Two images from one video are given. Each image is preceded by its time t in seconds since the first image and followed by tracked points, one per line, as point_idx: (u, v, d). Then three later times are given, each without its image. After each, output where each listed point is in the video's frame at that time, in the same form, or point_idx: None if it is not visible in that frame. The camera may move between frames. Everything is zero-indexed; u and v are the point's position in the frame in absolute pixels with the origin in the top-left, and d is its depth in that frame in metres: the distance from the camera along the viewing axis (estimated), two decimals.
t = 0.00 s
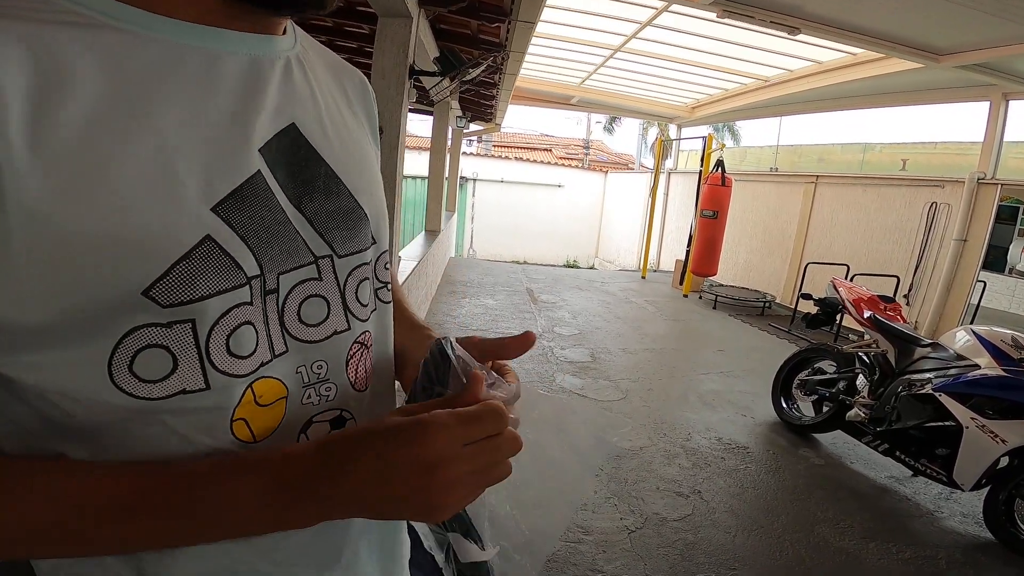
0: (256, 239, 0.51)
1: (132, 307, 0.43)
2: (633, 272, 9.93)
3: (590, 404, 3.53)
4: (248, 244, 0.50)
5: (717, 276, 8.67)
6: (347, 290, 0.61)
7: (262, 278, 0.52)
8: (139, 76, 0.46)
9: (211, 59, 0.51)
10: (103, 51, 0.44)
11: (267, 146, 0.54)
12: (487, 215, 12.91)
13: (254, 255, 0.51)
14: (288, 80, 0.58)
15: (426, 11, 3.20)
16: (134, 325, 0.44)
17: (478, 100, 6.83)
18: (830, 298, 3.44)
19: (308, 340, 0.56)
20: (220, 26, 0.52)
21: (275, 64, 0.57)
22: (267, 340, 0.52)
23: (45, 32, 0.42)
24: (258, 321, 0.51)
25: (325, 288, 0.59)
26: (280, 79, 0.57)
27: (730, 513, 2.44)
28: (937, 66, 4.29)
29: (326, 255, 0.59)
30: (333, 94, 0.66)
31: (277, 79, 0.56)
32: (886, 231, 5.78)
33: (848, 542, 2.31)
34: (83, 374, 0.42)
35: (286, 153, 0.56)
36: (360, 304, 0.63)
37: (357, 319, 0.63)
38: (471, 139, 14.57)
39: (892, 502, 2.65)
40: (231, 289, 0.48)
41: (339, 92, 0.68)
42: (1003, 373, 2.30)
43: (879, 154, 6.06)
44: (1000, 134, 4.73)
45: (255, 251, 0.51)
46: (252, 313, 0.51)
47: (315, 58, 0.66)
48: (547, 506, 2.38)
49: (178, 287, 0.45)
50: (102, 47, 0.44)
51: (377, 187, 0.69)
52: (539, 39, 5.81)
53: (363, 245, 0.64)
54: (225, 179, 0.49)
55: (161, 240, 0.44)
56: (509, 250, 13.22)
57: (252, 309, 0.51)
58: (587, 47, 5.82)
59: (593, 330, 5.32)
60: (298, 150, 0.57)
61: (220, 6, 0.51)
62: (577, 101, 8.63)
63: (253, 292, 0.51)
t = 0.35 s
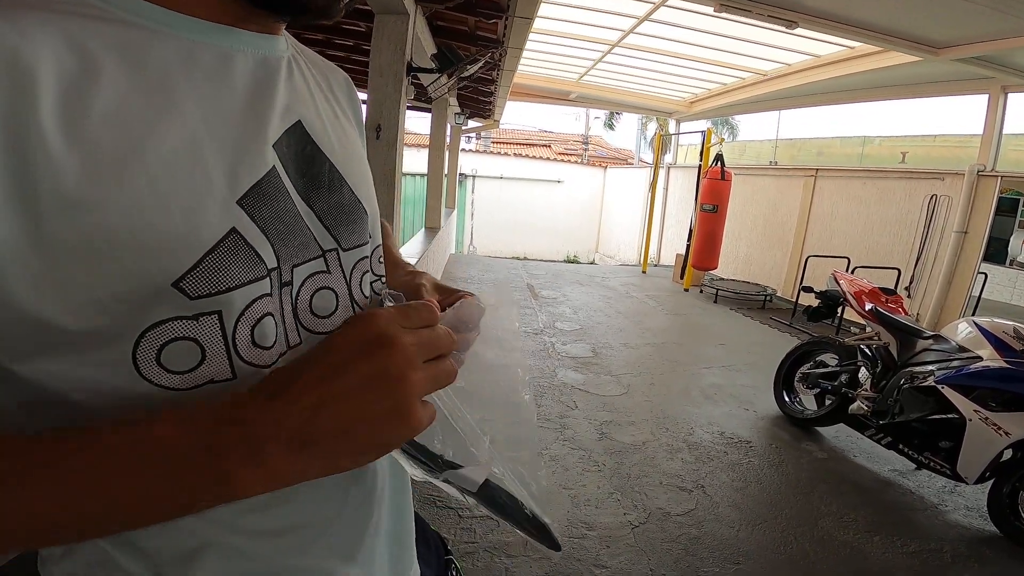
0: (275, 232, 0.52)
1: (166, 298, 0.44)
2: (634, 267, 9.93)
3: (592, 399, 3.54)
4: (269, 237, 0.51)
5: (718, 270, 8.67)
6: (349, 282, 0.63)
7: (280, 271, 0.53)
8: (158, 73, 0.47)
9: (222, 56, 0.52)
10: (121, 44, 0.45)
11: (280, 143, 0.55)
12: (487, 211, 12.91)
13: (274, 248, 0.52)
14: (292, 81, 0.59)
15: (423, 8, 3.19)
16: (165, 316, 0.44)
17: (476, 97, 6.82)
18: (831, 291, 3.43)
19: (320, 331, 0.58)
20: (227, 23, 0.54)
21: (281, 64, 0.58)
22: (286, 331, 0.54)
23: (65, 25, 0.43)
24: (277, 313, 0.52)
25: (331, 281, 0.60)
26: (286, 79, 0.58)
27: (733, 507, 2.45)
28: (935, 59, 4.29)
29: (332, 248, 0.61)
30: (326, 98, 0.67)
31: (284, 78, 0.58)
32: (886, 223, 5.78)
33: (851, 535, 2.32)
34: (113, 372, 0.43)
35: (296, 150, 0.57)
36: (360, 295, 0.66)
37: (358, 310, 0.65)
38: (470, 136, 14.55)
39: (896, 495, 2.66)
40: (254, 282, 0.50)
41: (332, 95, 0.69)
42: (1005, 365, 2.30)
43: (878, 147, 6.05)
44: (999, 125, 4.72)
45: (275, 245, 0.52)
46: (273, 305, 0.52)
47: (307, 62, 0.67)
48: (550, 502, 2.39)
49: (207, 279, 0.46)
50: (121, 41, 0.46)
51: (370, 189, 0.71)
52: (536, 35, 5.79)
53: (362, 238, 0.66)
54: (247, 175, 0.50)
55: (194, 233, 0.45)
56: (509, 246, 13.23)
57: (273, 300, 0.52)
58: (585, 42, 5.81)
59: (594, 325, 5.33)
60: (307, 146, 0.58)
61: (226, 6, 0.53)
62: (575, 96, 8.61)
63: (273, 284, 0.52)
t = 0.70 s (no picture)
0: (286, 234, 0.52)
1: (169, 297, 0.44)
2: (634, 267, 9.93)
3: (591, 399, 3.54)
4: (280, 239, 0.52)
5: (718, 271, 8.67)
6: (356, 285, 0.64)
7: (290, 273, 0.53)
8: (171, 66, 0.47)
9: (234, 50, 0.52)
10: (133, 33, 0.45)
11: (292, 142, 0.55)
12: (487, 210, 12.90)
13: (282, 249, 0.52)
14: (303, 78, 0.59)
15: (426, 6, 3.18)
16: (168, 315, 0.44)
17: (478, 95, 6.81)
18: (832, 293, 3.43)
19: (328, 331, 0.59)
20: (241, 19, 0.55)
21: (291, 60, 0.58)
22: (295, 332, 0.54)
23: (74, 14, 0.43)
24: (285, 315, 0.53)
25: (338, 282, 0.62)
26: (298, 76, 0.58)
27: (731, 508, 2.46)
28: (938, 62, 4.28)
29: (341, 250, 0.61)
30: (341, 100, 0.67)
31: (295, 74, 0.58)
32: (887, 226, 5.77)
33: (849, 537, 2.32)
34: (116, 364, 0.43)
35: (308, 149, 0.57)
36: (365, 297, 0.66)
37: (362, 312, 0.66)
38: (471, 135, 14.54)
39: (893, 498, 2.66)
40: (262, 284, 0.50)
41: (345, 94, 0.69)
42: (1004, 369, 2.30)
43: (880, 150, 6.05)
44: (1001, 130, 4.72)
45: (283, 245, 0.52)
46: (281, 307, 0.52)
47: (321, 61, 0.67)
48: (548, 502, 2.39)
49: (214, 279, 0.46)
50: (132, 28, 0.46)
51: (378, 187, 0.71)
52: (539, 34, 5.78)
53: (369, 240, 0.67)
54: (256, 172, 0.50)
55: (199, 229, 0.45)
56: (510, 246, 13.23)
57: (281, 302, 0.52)
58: (587, 42, 5.80)
59: (594, 325, 5.33)
60: (318, 145, 0.58)
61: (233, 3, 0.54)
62: (577, 96, 8.61)
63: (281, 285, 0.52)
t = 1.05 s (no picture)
0: (293, 240, 0.53)
1: (177, 304, 0.44)
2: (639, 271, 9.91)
3: (594, 403, 3.53)
4: (286, 244, 0.52)
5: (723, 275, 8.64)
6: (363, 287, 0.64)
7: (295, 277, 0.54)
8: (177, 73, 0.47)
9: (240, 51, 0.53)
10: (139, 38, 0.46)
11: (298, 144, 0.55)
12: (492, 212, 12.91)
13: (291, 254, 0.53)
14: (310, 77, 0.59)
15: (433, 9, 3.20)
16: (174, 323, 0.45)
17: (484, 98, 6.83)
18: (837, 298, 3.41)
19: (337, 334, 0.60)
20: (249, 19, 0.55)
21: (298, 59, 0.58)
22: (305, 336, 0.55)
23: (82, 20, 0.43)
24: (295, 319, 0.53)
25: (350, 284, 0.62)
26: (304, 76, 0.58)
27: (735, 513, 2.44)
28: (948, 66, 4.26)
29: (351, 253, 0.62)
30: (346, 100, 0.67)
31: (301, 74, 0.58)
32: (894, 231, 5.74)
33: (853, 543, 2.30)
34: (122, 367, 0.43)
35: (314, 150, 0.57)
36: (372, 300, 0.66)
37: (367, 317, 0.65)
38: (476, 137, 14.56)
39: (898, 504, 2.64)
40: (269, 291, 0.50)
41: (349, 94, 0.69)
42: (1012, 375, 2.28)
43: (888, 154, 6.02)
44: (1010, 135, 4.70)
45: (290, 248, 0.53)
46: (289, 311, 0.53)
47: (325, 59, 0.67)
48: (551, 505, 2.39)
49: (223, 287, 0.47)
50: (138, 33, 0.46)
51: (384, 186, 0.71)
52: (545, 37, 5.79)
53: (376, 242, 0.67)
54: (264, 176, 0.50)
55: (208, 237, 0.45)
56: (514, 248, 13.22)
57: (289, 307, 0.53)
58: (594, 45, 5.81)
59: (598, 328, 5.33)
60: (325, 146, 0.58)
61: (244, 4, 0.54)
62: (582, 99, 8.62)
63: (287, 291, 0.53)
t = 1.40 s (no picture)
0: (313, 234, 0.54)
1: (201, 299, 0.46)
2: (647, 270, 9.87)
3: (601, 402, 3.53)
4: (308, 239, 0.53)
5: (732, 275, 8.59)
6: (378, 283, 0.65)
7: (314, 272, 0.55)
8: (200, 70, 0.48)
9: (258, 47, 0.54)
10: (163, 38, 0.47)
11: (317, 138, 0.56)
12: (500, 209, 12.91)
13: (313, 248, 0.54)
14: (326, 72, 0.60)
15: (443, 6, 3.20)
16: (198, 313, 0.46)
17: (494, 95, 6.82)
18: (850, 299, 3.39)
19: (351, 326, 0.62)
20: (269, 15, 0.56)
21: (314, 55, 0.59)
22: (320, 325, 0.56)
23: (109, 22, 0.44)
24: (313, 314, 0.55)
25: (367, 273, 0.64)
26: (321, 71, 0.59)
27: (742, 514, 2.44)
28: (966, 66, 4.19)
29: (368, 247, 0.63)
30: (358, 94, 0.68)
31: (318, 68, 0.59)
32: (907, 232, 5.68)
33: (862, 545, 2.29)
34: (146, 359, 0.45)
35: (329, 145, 0.58)
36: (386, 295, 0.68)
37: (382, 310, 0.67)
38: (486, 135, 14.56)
39: (908, 506, 2.62)
40: (288, 284, 0.52)
41: (362, 87, 0.70)
42: None
43: (902, 154, 5.95)
44: None
45: (311, 245, 0.54)
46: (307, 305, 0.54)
47: (338, 52, 0.68)
48: (557, 504, 2.39)
49: (247, 283, 0.49)
50: (163, 34, 0.47)
51: (392, 176, 0.72)
52: (556, 34, 5.78)
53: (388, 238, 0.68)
54: (285, 171, 0.51)
55: (232, 233, 0.47)
56: (522, 246, 13.22)
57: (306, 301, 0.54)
58: (605, 43, 5.79)
59: (606, 327, 5.32)
60: (341, 141, 0.59)
61: None
62: (593, 97, 8.59)
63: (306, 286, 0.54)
